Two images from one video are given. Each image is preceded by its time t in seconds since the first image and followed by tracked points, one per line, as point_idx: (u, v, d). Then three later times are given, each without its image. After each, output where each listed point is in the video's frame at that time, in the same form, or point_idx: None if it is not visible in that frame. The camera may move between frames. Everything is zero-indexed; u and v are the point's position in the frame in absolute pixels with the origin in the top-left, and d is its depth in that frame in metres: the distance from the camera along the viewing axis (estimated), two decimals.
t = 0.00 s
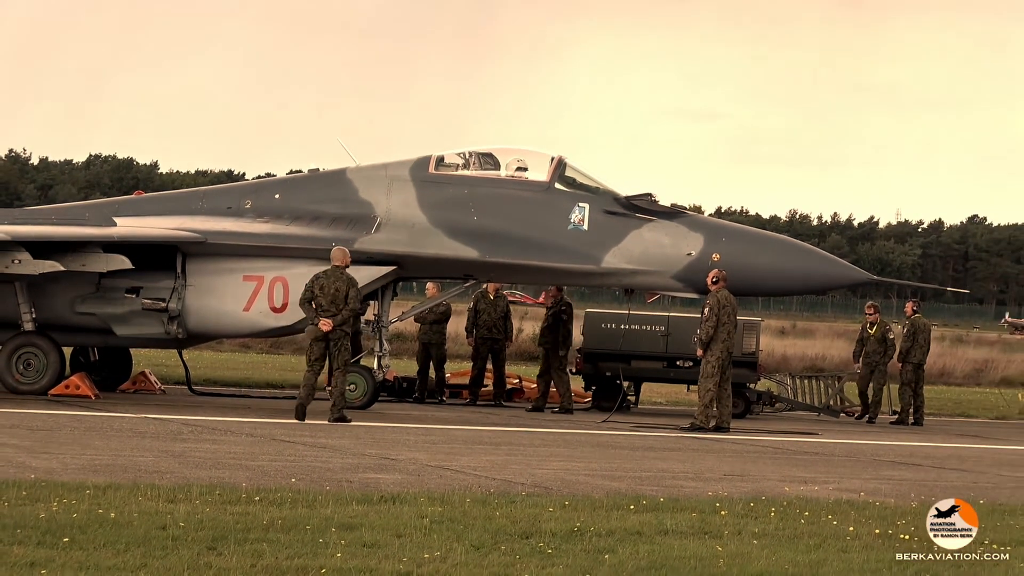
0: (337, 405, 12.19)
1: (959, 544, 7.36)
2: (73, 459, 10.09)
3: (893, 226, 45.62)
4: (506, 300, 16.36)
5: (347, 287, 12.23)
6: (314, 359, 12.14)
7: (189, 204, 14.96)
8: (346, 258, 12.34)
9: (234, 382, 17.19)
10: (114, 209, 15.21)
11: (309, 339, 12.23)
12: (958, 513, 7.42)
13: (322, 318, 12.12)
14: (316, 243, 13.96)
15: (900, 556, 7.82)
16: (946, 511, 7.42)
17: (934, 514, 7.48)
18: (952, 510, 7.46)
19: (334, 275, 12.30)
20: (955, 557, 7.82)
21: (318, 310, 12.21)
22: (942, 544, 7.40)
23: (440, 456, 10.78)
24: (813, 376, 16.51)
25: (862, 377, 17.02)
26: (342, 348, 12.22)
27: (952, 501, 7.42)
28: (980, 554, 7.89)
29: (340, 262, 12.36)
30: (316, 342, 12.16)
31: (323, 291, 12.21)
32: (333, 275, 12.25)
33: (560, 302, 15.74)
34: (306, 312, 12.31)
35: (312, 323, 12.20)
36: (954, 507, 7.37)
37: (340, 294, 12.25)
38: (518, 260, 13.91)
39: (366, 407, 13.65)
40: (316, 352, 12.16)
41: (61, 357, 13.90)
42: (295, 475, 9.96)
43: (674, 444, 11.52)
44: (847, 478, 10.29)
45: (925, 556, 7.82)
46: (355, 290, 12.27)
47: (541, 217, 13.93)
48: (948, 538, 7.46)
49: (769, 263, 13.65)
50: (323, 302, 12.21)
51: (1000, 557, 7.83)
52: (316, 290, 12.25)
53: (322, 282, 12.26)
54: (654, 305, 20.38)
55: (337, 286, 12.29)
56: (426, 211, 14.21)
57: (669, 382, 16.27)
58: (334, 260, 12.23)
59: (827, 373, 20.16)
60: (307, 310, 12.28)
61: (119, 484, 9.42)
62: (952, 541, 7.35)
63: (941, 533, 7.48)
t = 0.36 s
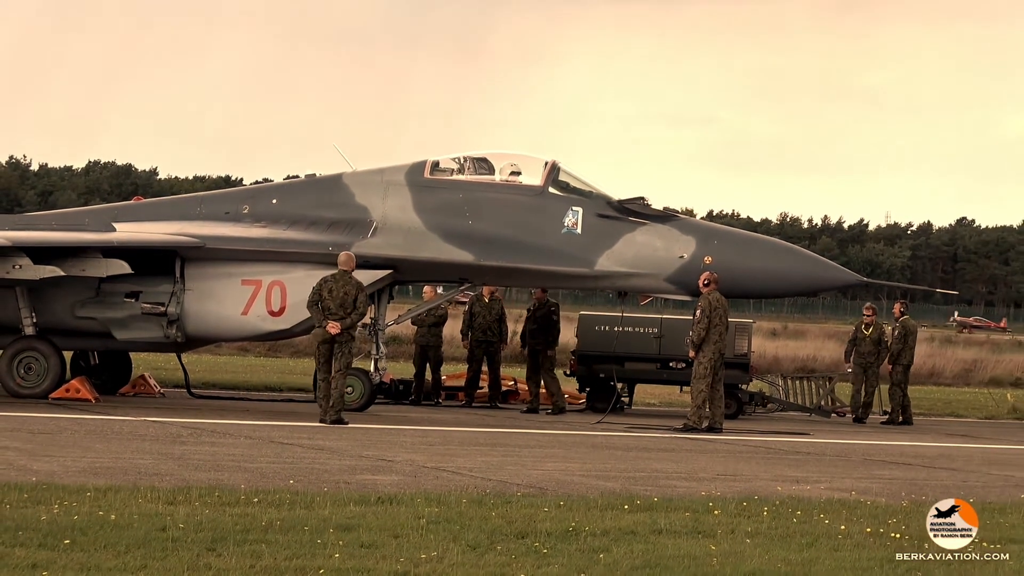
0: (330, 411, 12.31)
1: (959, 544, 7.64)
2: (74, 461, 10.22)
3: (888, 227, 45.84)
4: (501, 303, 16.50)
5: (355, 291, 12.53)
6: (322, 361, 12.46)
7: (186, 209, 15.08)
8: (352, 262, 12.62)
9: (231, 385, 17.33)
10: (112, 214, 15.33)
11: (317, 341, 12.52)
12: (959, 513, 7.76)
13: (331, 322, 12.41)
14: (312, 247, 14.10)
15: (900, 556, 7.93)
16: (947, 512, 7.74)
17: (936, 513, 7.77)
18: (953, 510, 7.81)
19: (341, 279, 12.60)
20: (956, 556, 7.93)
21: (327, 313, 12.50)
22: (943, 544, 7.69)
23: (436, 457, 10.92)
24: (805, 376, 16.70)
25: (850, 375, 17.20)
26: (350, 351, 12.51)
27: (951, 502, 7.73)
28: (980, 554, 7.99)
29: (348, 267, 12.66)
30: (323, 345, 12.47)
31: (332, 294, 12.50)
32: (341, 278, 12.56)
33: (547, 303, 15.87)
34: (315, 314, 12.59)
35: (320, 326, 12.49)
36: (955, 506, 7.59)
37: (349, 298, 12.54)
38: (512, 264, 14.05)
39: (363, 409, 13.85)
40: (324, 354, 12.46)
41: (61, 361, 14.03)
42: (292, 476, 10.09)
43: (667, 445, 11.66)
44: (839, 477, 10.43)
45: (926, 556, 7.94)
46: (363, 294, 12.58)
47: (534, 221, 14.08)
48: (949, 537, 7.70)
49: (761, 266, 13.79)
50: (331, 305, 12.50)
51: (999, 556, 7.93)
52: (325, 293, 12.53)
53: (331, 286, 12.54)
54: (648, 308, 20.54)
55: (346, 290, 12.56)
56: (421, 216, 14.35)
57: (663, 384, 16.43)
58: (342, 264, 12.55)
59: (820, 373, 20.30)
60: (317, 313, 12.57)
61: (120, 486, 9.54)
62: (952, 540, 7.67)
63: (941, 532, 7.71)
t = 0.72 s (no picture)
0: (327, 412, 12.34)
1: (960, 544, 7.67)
2: (73, 465, 10.23)
3: (886, 228, 45.88)
4: (499, 306, 16.53)
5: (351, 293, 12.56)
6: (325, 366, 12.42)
7: (186, 214, 15.13)
8: (345, 264, 12.65)
9: (231, 388, 17.34)
10: (112, 219, 15.37)
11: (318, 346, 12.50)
12: (958, 513, 7.80)
13: (331, 325, 12.43)
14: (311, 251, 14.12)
15: (900, 555, 7.96)
16: (947, 512, 7.79)
17: (936, 513, 7.81)
18: (952, 511, 7.86)
19: (338, 283, 12.65)
20: (954, 556, 7.95)
21: (326, 317, 12.52)
22: (942, 544, 7.71)
23: (435, 459, 10.94)
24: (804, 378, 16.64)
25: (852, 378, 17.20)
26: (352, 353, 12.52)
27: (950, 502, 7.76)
28: (978, 554, 8.00)
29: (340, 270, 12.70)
30: (326, 349, 12.46)
31: (329, 298, 12.53)
32: (338, 282, 12.61)
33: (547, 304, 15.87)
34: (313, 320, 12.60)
35: (321, 331, 12.50)
36: (954, 506, 7.63)
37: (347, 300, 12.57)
38: (510, 266, 14.06)
39: (361, 412, 13.90)
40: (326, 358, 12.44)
41: (61, 365, 14.05)
42: (292, 479, 10.10)
43: (666, 447, 11.68)
44: (838, 478, 10.44)
45: (923, 555, 7.96)
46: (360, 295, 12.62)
47: (532, 223, 14.10)
48: (948, 537, 7.73)
49: (759, 267, 13.80)
50: (330, 309, 12.52)
51: (999, 556, 7.96)
52: (321, 298, 12.56)
53: (327, 290, 12.57)
54: (646, 310, 20.57)
55: (343, 292, 12.59)
56: (419, 218, 14.37)
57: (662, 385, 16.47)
58: (336, 267, 12.59)
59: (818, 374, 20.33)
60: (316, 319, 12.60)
61: (119, 490, 9.55)
62: (952, 540, 7.71)
63: (941, 532, 7.73)
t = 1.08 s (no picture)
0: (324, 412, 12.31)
1: (960, 544, 7.72)
2: (74, 468, 10.23)
3: (886, 229, 45.87)
4: (500, 308, 16.50)
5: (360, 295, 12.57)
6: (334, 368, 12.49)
7: (186, 216, 15.13)
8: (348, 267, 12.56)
9: (231, 391, 17.35)
10: (112, 221, 15.38)
11: (327, 348, 12.54)
12: (958, 513, 7.89)
13: (341, 329, 12.45)
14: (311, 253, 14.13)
15: (899, 556, 7.97)
16: (947, 512, 7.86)
17: (936, 514, 7.86)
18: (952, 511, 7.93)
19: (343, 285, 12.65)
20: (954, 556, 7.96)
21: (334, 320, 12.53)
22: (942, 544, 7.76)
23: (436, 462, 10.94)
24: (805, 379, 16.57)
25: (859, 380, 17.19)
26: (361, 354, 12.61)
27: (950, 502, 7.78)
28: (978, 554, 8.01)
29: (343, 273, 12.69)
30: (336, 352, 12.53)
31: (338, 301, 12.52)
32: (342, 285, 12.61)
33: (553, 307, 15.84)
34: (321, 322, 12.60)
35: (329, 334, 12.51)
36: (954, 506, 7.66)
37: (356, 302, 12.58)
38: (510, 268, 14.07)
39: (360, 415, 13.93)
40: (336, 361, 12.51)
41: (61, 368, 14.07)
42: (293, 482, 10.10)
43: (667, 449, 11.69)
44: (838, 480, 10.44)
45: (922, 556, 7.98)
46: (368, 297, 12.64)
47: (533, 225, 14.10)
48: (949, 537, 7.76)
49: (760, 269, 13.81)
50: (338, 312, 12.53)
51: (999, 556, 7.99)
52: (330, 301, 12.55)
53: (335, 293, 12.56)
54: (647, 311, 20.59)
55: (351, 295, 12.58)
56: (419, 221, 14.38)
57: (662, 387, 16.50)
58: (339, 270, 12.56)
59: (818, 376, 20.33)
60: (324, 321, 12.60)
61: (119, 493, 9.55)
62: (952, 540, 7.76)
63: (941, 532, 7.76)
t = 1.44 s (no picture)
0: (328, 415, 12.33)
1: (959, 543, 7.82)
2: (76, 470, 10.23)
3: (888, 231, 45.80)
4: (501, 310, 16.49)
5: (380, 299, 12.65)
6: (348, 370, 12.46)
7: (188, 218, 15.14)
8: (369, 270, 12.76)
9: (232, 393, 17.36)
10: (114, 223, 15.39)
11: (343, 349, 12.49)
12: (958, 513, 8.01)
13: (361, 330, 12.47)
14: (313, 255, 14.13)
15: (899, 556, 8.02)
16: (947, 512, 7.95)
17: (936, 514, 7.96)
18: (952, 511, 8.04)
19: (363, 288, 12.69)
20: (954, 557, 7.99)
21: (353, 321, 12.53)
22: (942, 544, 7.89)
23: (437, 464, 10.94)
24: (805, 382, 16.62)
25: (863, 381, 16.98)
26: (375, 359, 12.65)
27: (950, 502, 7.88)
28: (979, 555, 8.04)
29: (360, 275, 12.76)
30: (351, 353, 12.50)
31: (358, 302, 12.55)
32: (362, 286, 12.63)
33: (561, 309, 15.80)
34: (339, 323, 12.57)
35: (347, 334, 12.50)
36: (955, 506, 7.72)
37: (377, 305, 12.64)
38: (512, 271, 14.08)
39: (360, 418, 13.96)
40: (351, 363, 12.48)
41: (63, 370, 14.08)
42: (295, 484, 10.10)
43: (668, 451, 11.69)
44: (840, 483, 10.44)
45: (921, 556, 8.02)
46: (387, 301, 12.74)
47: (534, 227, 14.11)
48: (949, 538, 7.89)
49: (762, 271, 13.81)
50: (357, 313, 12.54)
51: (999, 556, 8.03)
52: (350, 301, 12.56)
53: (356, 293, 12.59)
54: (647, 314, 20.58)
55: (371, 298, 12.64)
56: (421, 223, 14.38)
57: (663, 389, 16.53)
58: (359, 273, 12.69)
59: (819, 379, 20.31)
60: (341, 321, 12.58)
61: (120, 495, 9.54)
62: (952, 539, 7.87)
63: (941, 531, 7.87)
